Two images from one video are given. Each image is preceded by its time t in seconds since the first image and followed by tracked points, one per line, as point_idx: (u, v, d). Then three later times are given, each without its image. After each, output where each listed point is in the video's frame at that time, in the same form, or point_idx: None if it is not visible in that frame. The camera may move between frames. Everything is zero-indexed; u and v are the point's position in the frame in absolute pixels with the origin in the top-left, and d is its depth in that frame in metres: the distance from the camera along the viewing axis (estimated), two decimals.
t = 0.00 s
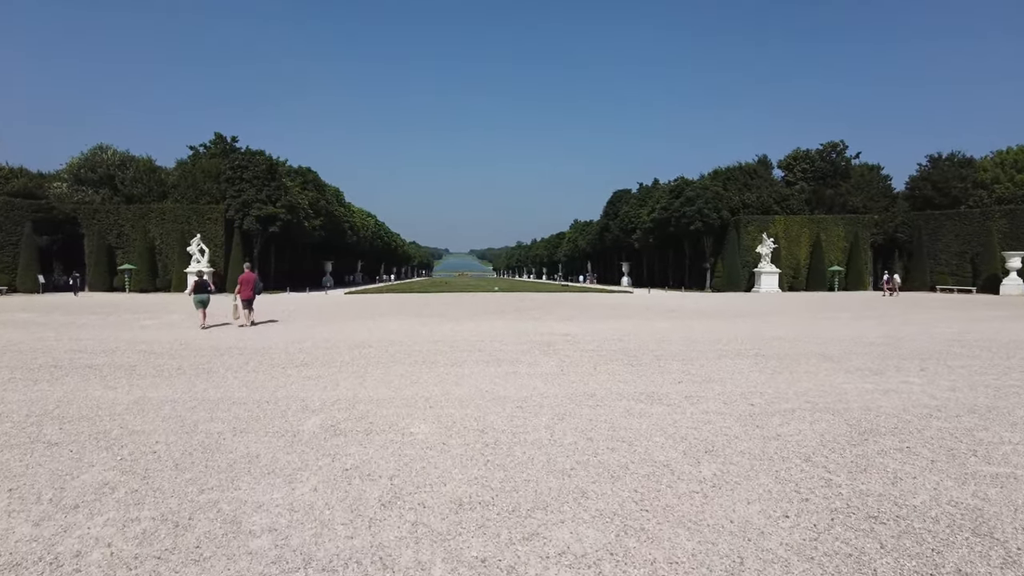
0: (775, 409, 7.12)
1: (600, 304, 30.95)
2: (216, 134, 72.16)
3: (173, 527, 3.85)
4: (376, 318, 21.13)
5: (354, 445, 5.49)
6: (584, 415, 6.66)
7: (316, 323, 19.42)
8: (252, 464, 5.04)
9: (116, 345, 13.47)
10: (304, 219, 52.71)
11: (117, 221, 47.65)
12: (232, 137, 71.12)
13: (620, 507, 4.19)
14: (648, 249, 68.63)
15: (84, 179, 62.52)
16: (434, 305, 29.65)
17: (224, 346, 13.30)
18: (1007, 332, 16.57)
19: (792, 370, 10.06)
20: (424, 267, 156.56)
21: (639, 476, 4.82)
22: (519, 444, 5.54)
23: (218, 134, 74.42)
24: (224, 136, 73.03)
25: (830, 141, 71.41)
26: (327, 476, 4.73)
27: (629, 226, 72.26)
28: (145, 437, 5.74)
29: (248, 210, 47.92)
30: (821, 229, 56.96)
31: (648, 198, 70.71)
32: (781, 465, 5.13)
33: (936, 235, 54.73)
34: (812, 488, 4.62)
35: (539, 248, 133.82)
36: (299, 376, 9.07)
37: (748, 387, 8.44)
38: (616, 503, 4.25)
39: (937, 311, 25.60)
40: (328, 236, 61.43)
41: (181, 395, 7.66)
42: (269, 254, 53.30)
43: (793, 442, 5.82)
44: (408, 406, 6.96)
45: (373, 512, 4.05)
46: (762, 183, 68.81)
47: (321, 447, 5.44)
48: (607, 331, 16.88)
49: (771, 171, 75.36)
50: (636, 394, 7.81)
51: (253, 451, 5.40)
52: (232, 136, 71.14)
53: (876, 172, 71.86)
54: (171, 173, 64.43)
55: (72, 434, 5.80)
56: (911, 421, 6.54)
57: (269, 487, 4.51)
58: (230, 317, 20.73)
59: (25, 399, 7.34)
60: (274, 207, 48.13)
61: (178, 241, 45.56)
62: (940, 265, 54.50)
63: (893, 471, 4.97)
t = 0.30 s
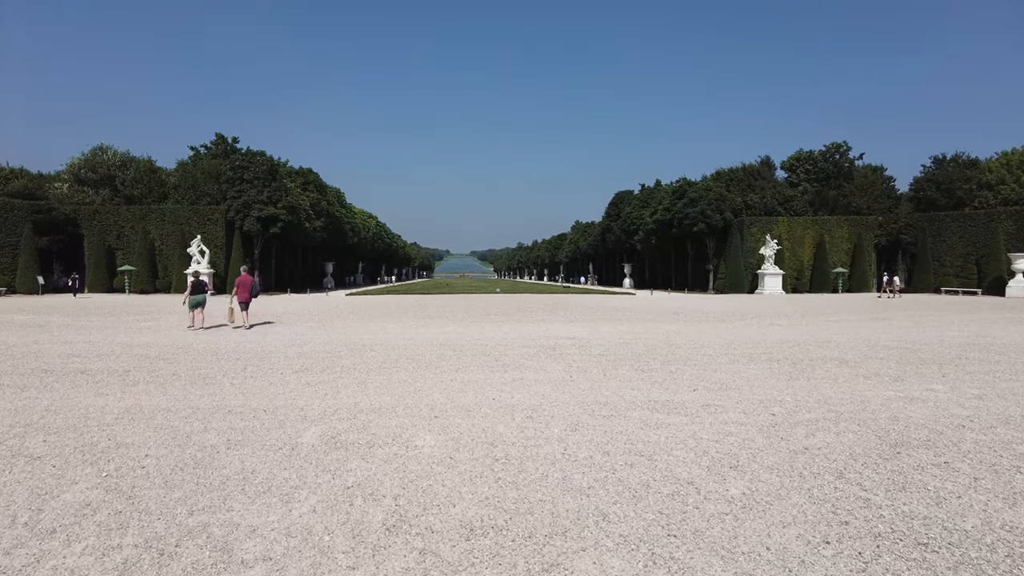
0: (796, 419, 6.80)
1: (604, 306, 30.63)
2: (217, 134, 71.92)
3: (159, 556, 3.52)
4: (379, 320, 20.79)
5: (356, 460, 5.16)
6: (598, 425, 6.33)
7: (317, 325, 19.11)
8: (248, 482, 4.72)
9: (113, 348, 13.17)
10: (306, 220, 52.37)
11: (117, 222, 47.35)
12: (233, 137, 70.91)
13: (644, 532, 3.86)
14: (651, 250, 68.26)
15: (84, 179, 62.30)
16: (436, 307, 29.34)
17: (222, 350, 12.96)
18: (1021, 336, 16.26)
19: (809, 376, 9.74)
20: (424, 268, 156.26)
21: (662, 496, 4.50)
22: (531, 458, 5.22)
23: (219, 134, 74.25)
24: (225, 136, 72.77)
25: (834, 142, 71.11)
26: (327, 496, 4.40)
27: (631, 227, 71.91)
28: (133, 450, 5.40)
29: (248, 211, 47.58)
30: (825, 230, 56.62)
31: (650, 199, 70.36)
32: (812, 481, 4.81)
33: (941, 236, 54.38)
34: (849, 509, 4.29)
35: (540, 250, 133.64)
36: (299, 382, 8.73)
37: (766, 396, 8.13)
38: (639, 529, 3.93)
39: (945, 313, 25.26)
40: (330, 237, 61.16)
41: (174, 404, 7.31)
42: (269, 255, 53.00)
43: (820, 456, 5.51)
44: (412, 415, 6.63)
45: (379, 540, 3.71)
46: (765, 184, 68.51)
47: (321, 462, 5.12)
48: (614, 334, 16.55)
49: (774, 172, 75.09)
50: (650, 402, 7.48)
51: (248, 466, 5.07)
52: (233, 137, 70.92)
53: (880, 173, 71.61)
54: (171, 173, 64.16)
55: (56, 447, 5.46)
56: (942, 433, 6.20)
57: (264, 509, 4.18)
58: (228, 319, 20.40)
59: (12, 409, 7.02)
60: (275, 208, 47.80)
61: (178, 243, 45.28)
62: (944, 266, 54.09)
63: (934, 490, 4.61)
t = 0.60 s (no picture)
0: (821, 423, 6.41)
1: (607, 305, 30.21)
2: (216, 133, 71.55)
3: None
4: (378, 320, 20.40)
5: (353, 469, 4.79)
6: (613, 430, 5.94)
7: (315, 324, 18.73)
8: (235, 493, 4.33)
9: (105, 349, 12.79)
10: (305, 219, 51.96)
11: (115, 221, 46.95)
12: (233, 135, 70.52)
13: (672, 554, 3.47)
14: (652, 249, 67.87)
15: (82, 178, 61.91)
16: (437, 306, 28.97)
17: (217, 350, 12.57)
18: None
19: (826, 377, 9.34)
20: (424, 267, 155.76)
21: (688, 510, 4.12)
22: (544, 467, 4.85)
23: (219, 133, 73.90)
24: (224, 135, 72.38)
25: (836, 140, 70.82)
26: (320, 511, 4.01)
27: (632, 226, 71.52)
28: (112, 458, 5.00)
29: (248, 210, 47.16)
30: (828, 229, 56.23)
31: (652, 198, 69.95)
32: (848, 490, 4.44)
33: (944, 234, 53.97)
34: (894, 521, 3.92)
35: (540, 249, 133.33)
36: (295, 384, 8.34)
37: (785, 397, 7.73)
38: (665, 549, 3.53)
39: (954, 312, 24.85)
40: (329, 236, 60.77)
41: (161, 407, 6.91)
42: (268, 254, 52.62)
43: (852, 464, 5.11)
44: (413, 419, 6.25)
45: (377, 562, 3.33)
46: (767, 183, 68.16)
47: (317, 472, 4.74)
48: (620, 334, 16.16)
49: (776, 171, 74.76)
50: (665, 405, 7.09)
51: (236, 476, 4.68)
52: (232, 135, 70.54)
53: (882, 172, 71.24)
54: (170, 172, 63.77)
55: (29, 455, 5.05)
56: (979, 438, 5.79)
57: (251, 526, 3.79)
58: (224, 319, 20.02)
59: None
60: (274, 207, 47.37)
61: (177, 242, 44.88)
62: (948, 265, 53.66)
63: (985, 502, 4.21)
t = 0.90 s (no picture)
0: (843, 434, 6.09)
1: (606, 305, 29.88)
2: (212, 132, 71.10)
3: None
4: (376, 321, 20.03)
5: (348, 490, 4.45)
6: (624, 444, 5.61)
7: (310, 326, 18.41)
8: (219, 518, 3.99)
9: (94, 353, 12.40)
10: (302, 219, 51.49)
11: (110, 220, 46.49)
12: (229, 134, 70.08)
13: None
14: (650, 249, 67.60)
15: (76, 178, 61.44)
16: (436, 306, 28.65)
17: (209, 355, 12.20)
18: None
19: (840, 383, 9.02)
20: (422, 267, 155.40)
21: (713, 537, 3.80)
22: (554, 486, 4.51)
23: (215, 132, 73.47)
24: (220, 134, 71.91)
25: (834, 139, 70.64)
26: (310, 542, 3.65)
27: (630, 225, 71.21)
28: (88, 477, 4.64)
29: (244, 209, 46.68)
30: (826, 228, 56.01)
31: (650, 197, 69.67)
32: (884, 512, 4.11)
33: (943, 234, 53.75)
34: (938, 551, 3.59)
35: (537, 249, 133.06)
36: (288, 393, 7.99)
37: (801, 406, 7.40)
38: None
39: (959, 313, 24.53)
40: (327, 236, 60.36)
41: (147, 417, 6.56)
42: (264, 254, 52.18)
43: (885, 480, 4.76)
44: (413, 431, 5.89)
45: None
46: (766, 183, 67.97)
47: (310, 493, 4.40)
48: (623, 335, 15.83)
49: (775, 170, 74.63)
50: (677, 415, 6.77)
51: (222, 498, 4.33)
52: (228, 134, 70.09)
53: (881, 171, 71.16)
54: (165, 171, 63.28)
55: None
56: (1016, 453, 5.44)
57: (235, 558, 3.45)
58: (216, 321, 19.66)
59: None
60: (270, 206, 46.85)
61: (172, 242, 44.44)
62: (948, 265, 53.37)
63: None
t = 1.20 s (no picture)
0: (866, 440, 5.76)
1: (605, 306, 29.56)
2: (207, 131, 70.59)
3: None
4: (372, 322, 19.66)
5: (343, 504, 4.11)
6: (637, 453, 5.27)
7: (304, 327, 18.04)
8: (201, 537, 3.66)
9: (80, 355, 12.01)
10: (297, 218, 50.99)
11: (103, 220, 45.99)
12: (223, 134, 69.59)
13: None
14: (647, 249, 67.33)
15: (69, 177, 60.86)
16: (432, 307, 28.28)
17: (200, 356, 11.82)
18: None
19: (855, 385, 8.69)
20: (418, 267, 155.03)
21: (744, 558, 3.47)
22: (565, 501, 4.17)
23: (209, 131, 72.95)
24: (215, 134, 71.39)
25: (831, 139, 70.51)
26: (300, 566, 3.31)
27: (627, 225, 70.96)
28: (60, 491, 4.28)
29: (238, 209, 46.16)
30: (824, 229, 55.83)
31: (647, 197, 69.41)
32: (926, 528, 3.79)
33: (941, 234, 53.64)
34: (991, 573, 3.27)
35: (533, 249, 132.65)
36: (280, 396, 7.62)
37: (817, 410, 7.09)
38: None
39: (961, 313, 24.28)
40: (322, 236, 59.91)
41: (130, 423, 6.20)
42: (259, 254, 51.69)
43: (919, 492, 4.44)
44: (412, 439, 5.55)
45: None
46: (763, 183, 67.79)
47: (301, 509, 4.04)
48: (624, 336, 15.51)
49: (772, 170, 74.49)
50: (689, 420, 6.45)
51: (205, 515, 3.98)
52: (222, 133, 69.61)
53: (878, 171, 71.06)
54: (159, 171, 62.69)
55: None
56: None
57: None
58: (208, 321, 19.30)
59: None
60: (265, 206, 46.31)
61: (166, 242, 43.95)
62: (946, 265, 53.21)
63: None
